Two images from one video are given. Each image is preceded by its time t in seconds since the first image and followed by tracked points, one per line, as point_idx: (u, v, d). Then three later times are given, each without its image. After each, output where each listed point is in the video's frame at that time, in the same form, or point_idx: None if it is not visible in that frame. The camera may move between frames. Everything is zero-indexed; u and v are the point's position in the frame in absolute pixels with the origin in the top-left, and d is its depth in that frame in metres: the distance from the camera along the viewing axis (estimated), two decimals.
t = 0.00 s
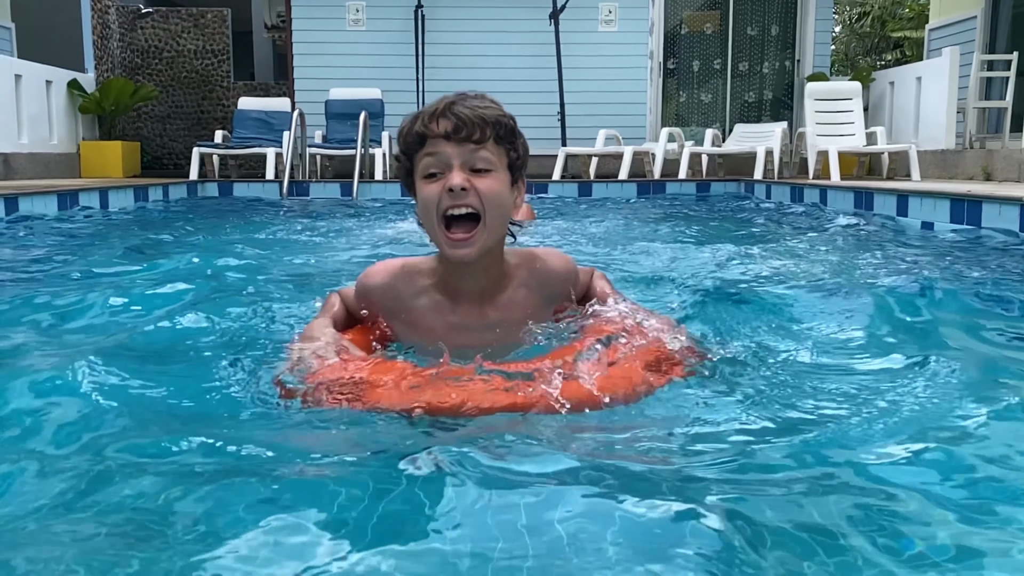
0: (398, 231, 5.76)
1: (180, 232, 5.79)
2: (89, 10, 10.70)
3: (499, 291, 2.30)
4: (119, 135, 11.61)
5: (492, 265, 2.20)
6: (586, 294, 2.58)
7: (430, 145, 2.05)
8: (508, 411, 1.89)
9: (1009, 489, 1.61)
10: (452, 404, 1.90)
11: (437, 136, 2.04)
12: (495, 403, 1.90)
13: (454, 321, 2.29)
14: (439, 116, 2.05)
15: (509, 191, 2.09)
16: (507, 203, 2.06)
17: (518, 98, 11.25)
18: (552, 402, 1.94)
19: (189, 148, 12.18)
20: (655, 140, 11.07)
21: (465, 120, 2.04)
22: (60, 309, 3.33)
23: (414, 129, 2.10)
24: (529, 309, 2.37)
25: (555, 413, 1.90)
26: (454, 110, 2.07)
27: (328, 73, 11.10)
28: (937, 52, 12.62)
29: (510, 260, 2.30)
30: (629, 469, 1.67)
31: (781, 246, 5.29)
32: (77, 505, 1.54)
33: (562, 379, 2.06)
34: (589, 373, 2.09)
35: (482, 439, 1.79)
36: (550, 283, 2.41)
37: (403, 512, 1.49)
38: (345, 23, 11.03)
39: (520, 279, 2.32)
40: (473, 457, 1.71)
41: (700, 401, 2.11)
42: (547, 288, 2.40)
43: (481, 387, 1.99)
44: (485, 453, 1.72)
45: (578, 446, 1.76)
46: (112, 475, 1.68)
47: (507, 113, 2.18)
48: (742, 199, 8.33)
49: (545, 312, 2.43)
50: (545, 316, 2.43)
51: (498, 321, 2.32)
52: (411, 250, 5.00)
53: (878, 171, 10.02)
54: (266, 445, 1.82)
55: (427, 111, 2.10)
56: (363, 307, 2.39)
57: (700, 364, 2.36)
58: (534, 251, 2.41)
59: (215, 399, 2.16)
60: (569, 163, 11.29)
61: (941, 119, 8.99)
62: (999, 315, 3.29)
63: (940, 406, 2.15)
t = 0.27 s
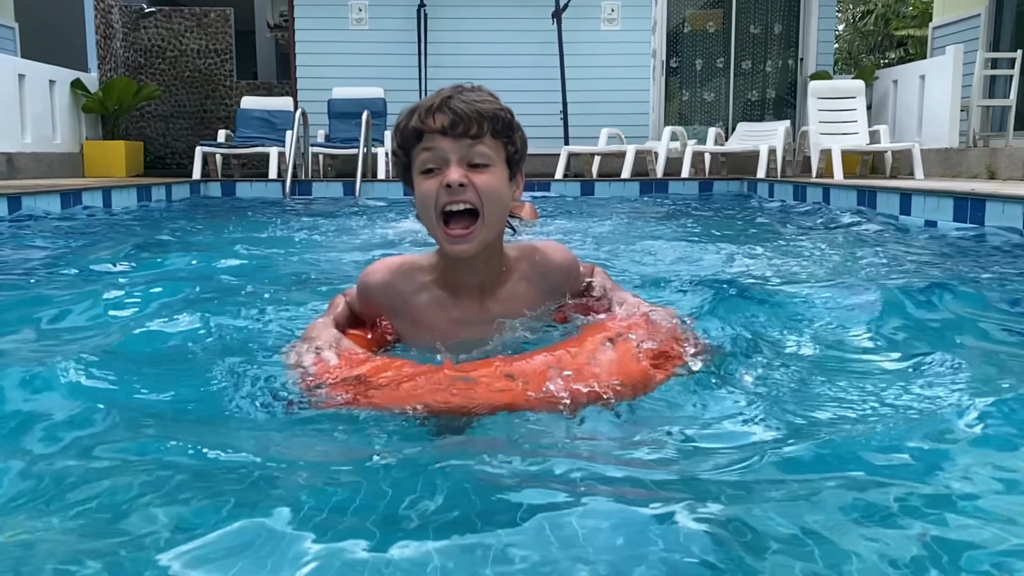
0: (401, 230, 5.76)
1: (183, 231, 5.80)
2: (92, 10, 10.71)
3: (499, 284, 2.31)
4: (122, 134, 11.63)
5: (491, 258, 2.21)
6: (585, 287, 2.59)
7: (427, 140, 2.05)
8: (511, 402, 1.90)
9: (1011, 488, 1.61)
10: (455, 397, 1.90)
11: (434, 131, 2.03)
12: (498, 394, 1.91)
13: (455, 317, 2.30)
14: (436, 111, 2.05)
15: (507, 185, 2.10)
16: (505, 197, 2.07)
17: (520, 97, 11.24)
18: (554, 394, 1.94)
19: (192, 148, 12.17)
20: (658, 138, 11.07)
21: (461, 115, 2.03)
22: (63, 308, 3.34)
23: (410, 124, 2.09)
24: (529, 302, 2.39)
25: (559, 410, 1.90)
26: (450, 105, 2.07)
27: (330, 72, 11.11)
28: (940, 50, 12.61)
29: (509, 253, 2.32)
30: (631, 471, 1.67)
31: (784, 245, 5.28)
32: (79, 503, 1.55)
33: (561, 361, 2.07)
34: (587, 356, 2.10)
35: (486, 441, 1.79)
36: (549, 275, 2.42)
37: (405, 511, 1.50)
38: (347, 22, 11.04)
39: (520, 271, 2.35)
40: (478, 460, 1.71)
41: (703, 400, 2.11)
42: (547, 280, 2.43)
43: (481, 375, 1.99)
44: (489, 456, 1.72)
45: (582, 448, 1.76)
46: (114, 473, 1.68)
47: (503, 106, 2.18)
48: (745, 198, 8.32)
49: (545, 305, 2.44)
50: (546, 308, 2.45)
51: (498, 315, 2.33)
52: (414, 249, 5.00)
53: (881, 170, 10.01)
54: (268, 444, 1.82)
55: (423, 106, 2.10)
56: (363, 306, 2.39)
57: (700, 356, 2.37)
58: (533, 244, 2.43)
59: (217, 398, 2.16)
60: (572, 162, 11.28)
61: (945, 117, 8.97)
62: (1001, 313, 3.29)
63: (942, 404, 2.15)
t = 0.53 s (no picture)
0: (402, 229, 5.76)
1: (185, 230, 5.80)
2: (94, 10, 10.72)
3: (500, 280, 2.32)
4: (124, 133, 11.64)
5: (491, 255, 2.22)
6: (587, 280, 2.59)
7: (424, 137, 2.05)
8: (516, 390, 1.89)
9: (1010, 487, 1.61)
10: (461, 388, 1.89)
11: (432, 128, 2.03)
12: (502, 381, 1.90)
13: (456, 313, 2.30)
14: (433, 108, 2.04)
15: (506, 180, 2.10)
16: (504, 193, 2.07)
17: (523, 96, 11.22)
18: (557, 376, 1.94)
19: (195, 147, 12.19)
20: (660, 137, 11.07)
21: (459, 111, 2.03)
22: (65, 307, 3.34)
23: (407, 121, 2.09)
24: (532, 295, 2.39)
25: (560, 408, 1.90)
26: (448, 101, 2.06)
27: (332, 72, 11.10)
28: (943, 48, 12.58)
29: (510, 248, 2.33)
30: (631, 471, 1.67)
31: (786, 244, 5.27)
32: (79, 501, 1.55)
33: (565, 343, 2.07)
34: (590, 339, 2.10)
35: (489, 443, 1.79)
36: (551, 269, 2.42)
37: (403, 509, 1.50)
38: (349, 21, 11.04)
39: (522, 266, 2.35)
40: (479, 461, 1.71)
41: (705, 399, 2.10)
42: (550, 274, 2.43)
43: (486, 360, 1.98)
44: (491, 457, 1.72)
45: (585, 449, 1.76)
46: (113, 472, 1.68)
47: (502, 100, 2.17)
48: (747, 197, 8.31)
49: (547, 298, 2.45)
50: (548, 302, 2.45)
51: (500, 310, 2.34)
52: (415, 248, 4.99)
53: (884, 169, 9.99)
54: (267, 444, 1.82)
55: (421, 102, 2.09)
56: (364, 305, 2.38)
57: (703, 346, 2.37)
58: (534, 239, 2.44)
59: (218, 398, 2.16)
60: (573, 161, 11.27)
61: (948, 116, 8.95)
62: (1003, 312, 3.29)
63: (943, 403, 2.14)
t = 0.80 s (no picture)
0: (402, 230, 5.76)
1: (186, 230, 5.80)
2: (96, 10, 10.73)
3: (501, 278, 2.32)
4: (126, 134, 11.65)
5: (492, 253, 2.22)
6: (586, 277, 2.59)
7: (424, 136, 2.04)
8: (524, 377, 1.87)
9: (1011, 486, 1.61)
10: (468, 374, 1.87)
11: (430, 126, 2.03)
12: (509, 368, 1.88)
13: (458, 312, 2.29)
14: (432, 106, 2.05)
15: (506, 178, 2.10)
16: (504, 191, 2.07)
17: (523, 96, 11.22)
18: (563, 361, 1.92)
19: (196, 148, 12.21)
20: (661, 138, 11.07)
21: (458, 110, 2.04)
22: (66, 307, 3.34)
23: (406, 121, 2.09)
24: (533, 293, 2.39)
25: (565, 403, 1.89)
26: (447, 99, 2.06)
27: (333, 72, 11.11)
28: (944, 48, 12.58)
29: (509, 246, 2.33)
30: (634, 475, 1.66)
31: (786, 244, 5.27)
32: (81, 501, 1.55)
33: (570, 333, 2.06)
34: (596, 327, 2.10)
35: (494, 447, 1.78)
36: (550, 266, 2.42)
37: (405, 510, 1.50)
38: (350, 22, 11.04)
39: (522, 263, 2.36)
40: (483, 465, 1.71)
41: (707, 399, 2.10)
42: (550, 271, 2.43)
43: (491, 351, 1.97)
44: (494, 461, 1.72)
45: (585, 450, 1.77)
46: (114, 472, 1.69)
47: (500, 99, 2.18)
48: (748, 198, 8.30)
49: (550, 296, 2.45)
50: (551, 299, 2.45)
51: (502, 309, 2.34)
52: (416, 249, 5.00)
53: (885, 169, 9.99)
54: (267, 445, 1.83)
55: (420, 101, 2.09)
56: (364, 307, 2.37)
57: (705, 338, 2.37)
58: (533, 237, 2.44)
59: (218, 399, 2.15)
60: (574, 161, 11.27)
61: (948, 116, 8.94)
62: (1004, 311, 3.29)
63: (943, 403, 2.15)
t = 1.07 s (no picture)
0: (403, 231, 5.77)
1: (187, 232, 5.81)
2: (97, 13, 10.75)
3: (502, 278, 2.33)
4: (126, 136, 11.66)
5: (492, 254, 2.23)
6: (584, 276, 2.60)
7: (424, 137, 2.05)
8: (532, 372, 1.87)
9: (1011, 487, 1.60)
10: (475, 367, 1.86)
11: (431, 128, 2.03)
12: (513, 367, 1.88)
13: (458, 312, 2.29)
14: (432, 108, 2.05)
15: (506, 179, 2.10)
16: (505, 191, 2.07)
17: (524, 98, 11.23)
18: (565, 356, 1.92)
19: (196, 150, 12.22)
20: (661, 139, 11.08)
21: (459, 111, 2.03)
22: (66, 309, 3.34)
23: (406, 123, 2.09)
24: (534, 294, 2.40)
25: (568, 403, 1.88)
26: (446, 100, 2.06)
27: (334, 74, 11.12)
28: (944, 49, 12.59)
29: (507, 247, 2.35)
30: (637, 479, 1.66)
31: (787, 245, 5.27)
32: (80, 503, 1.55)
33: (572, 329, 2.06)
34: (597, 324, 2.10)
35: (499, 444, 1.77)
36: (549, 265, 2.43)
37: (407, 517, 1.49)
38: (351, 24, 11.05)
39: (521, 263, 2.37)
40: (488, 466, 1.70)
41: (709, 398, 2.10)
42: (549, 271, 2.43)
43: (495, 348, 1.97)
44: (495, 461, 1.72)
45: (587, 449, 1.77)
46: (116, 474, 1.68)
47: (499, 100, 2.18)
48: (749, 199, 8.30)
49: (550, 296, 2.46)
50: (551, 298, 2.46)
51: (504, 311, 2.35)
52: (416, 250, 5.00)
53: (885, 170, 10.00)
54: (270, 446, 1.83)
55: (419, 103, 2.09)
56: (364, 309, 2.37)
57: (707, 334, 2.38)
58: (531, 237, 2.45)
59: (219, 400, 2.15)
60: (574, 163, 11.28)
61: (949, 116, 8.94)
62: (1005, 312, 3.28)
63: (945, 404, 2.14)
